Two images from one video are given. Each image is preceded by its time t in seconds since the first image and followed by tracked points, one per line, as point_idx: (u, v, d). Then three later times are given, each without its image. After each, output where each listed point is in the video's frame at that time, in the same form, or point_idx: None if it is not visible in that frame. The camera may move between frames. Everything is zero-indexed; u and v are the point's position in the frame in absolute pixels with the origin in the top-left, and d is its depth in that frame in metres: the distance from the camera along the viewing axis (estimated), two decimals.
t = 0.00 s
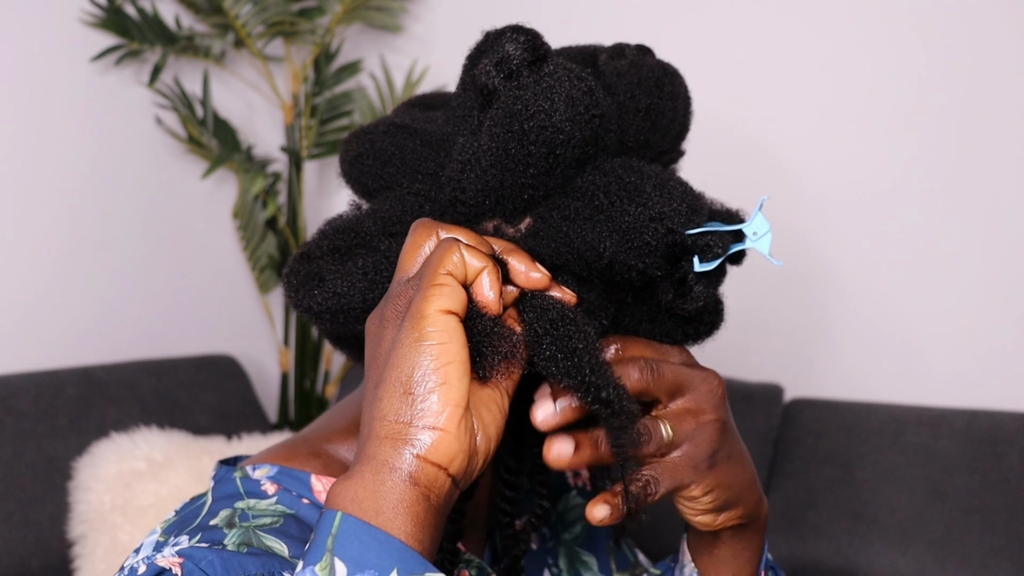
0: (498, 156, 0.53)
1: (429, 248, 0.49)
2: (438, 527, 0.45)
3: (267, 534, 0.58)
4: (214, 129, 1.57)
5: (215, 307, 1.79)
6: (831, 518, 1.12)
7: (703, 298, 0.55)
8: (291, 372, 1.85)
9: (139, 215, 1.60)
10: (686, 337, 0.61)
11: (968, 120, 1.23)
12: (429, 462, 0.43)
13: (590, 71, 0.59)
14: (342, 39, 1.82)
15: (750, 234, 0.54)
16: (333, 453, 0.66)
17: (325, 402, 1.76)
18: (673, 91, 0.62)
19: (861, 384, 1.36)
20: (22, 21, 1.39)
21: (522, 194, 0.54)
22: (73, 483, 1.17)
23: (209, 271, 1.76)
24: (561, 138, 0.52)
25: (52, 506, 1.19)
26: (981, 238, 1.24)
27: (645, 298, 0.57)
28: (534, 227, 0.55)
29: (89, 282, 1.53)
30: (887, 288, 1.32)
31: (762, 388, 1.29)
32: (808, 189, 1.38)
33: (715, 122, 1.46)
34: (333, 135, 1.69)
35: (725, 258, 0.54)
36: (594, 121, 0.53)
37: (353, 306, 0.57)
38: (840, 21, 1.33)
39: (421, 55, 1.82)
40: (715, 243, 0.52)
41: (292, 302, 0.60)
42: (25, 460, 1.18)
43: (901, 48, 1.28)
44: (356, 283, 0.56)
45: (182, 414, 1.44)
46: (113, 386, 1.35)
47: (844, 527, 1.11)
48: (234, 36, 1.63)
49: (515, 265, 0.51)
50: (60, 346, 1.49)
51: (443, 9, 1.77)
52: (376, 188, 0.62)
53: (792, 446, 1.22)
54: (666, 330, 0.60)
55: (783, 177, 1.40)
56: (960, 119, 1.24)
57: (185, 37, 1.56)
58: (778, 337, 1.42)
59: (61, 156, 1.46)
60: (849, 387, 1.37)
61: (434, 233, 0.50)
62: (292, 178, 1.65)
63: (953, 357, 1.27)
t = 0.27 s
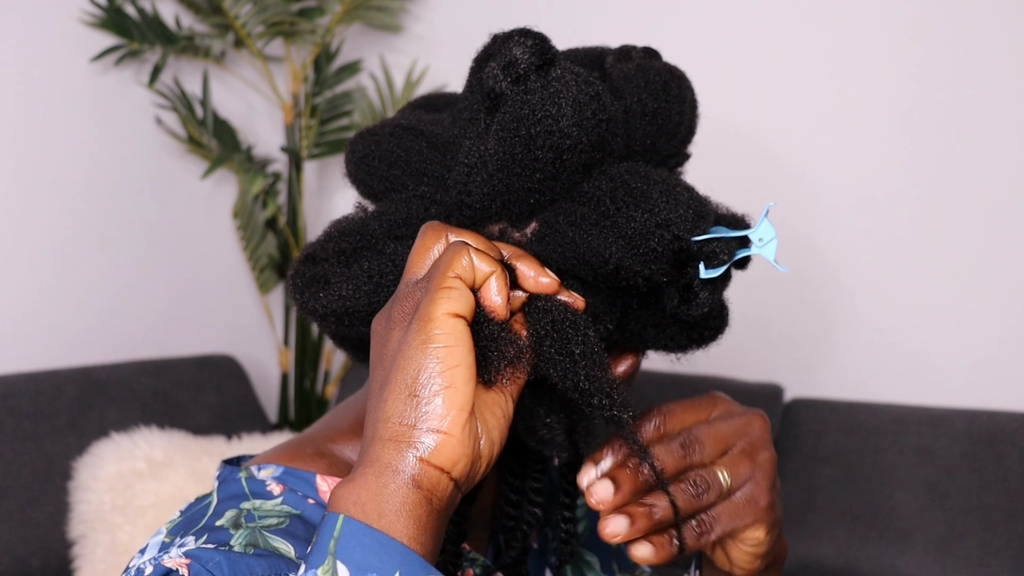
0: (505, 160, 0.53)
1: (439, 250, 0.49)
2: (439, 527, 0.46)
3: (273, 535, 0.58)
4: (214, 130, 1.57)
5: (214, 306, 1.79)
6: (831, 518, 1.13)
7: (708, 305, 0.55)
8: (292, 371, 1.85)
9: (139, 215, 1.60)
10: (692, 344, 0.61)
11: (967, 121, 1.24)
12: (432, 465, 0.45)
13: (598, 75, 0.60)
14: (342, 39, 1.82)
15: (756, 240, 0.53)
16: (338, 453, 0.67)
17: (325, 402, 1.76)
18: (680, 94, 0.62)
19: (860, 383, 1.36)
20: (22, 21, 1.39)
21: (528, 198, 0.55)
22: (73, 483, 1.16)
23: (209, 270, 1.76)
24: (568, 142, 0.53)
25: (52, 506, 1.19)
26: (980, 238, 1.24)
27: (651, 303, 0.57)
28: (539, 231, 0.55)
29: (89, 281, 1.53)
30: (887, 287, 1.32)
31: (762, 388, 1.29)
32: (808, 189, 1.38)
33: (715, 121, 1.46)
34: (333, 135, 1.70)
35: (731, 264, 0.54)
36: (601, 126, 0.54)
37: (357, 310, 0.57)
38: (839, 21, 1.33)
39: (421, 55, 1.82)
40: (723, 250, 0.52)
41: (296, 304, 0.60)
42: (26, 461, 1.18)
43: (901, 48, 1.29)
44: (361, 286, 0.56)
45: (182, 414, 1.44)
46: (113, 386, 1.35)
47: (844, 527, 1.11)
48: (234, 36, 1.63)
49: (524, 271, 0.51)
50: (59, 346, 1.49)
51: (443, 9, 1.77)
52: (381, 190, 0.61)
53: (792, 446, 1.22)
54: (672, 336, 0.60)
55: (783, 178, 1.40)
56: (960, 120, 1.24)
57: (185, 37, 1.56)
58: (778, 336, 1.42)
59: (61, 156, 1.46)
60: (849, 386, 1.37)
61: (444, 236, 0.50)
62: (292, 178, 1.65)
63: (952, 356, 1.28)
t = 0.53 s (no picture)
0: (490, 163, 0.52)
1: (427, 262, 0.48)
2: (422, 557, 0.43)
3: (263, 545, 0.57)
4: (213, 129, 1.57)
5: (215, 307, 1.79)
6: (832, 518, 1.12)
7: (702, 311, 0.53)
8: (292, 372, 1.85)
9: (139, 216, 1.60)
10: (686, 345, 0.60)
11: (967, 120, 1.24)
12: (414, 489, 0.42)
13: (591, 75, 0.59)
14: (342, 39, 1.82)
15: (752, 244, 0.51)
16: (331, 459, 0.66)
17: (325, 403, 1.76)
18: (676, 89, 0.61)
19: (861, 383, 1.36)
20: (23, 21, 1.39)
21: (516, 203, 0.54)
22: (73, 483, 1.16)
23: (209, 271, 1.76)
24: (556, 146, 0.51)
25: (52, 506, 1.19)
26: (981, 237, 1.24)
27: (643, 307, 0.56)
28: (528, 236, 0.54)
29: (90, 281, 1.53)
30: (888, 287, 1.32)
31: (762, 388, 1.29)
32: (809, 189, 1.38)
33: (716, 121, 1.46)
34: (334, 135, 1.70)
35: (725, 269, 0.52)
36: (591, 128, 0.52)
37: (345, 318, 0.56)
38: (839, 20, 1.33)
39: (421, 55, 1.82)
40: (715, 255, 0.50)
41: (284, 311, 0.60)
42: (25, 461, 1.18)
43: (902, 47, 1.28)
44: (347, 294, 0.56)
45: (182, 414, 1.44)
46: (113, 386, 1.35)
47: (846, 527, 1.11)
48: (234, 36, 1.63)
49: (515, 285, 0.50)
50: (60, 346, 1.49)
51: (443, 8, 1.77)
52: (371, 192, 0.60)
53: (793, 446, 1.21)
54: (666, 339, 0.59)
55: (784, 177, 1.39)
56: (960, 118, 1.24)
57: (185, 37, 1.56)
58: (780, 336, 1.42)
59: (61, 156, 1.46)
60: (850, 387, 1.37)
61: (433, 248, 0.49)
62: (292, 178, 1.65)
63: (954, 356, 1.27)
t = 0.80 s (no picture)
0: (523, 166, 0.51)
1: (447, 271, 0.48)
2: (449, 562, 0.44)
3: (275, 547, 0.57)
4: (214, 129, 1.57)
5: (214, 306, 1.79)
6: (831, 518, 1.13)
7: (716, 318, 0.54)
8: (292, 372, 1.86)
9: (138, 215, 1.60)
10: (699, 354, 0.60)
11: (967, 122, 1.24)
12: (441, 495, 0.42)
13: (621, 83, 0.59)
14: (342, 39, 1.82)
15: (774, 258, 0.53)
16: (340, 459, 0.66)
17: (325, 402, 1.76)
18: (703, 105, 0.60)
19: (861, 383, 1.36)
20: (23, 20, 1.38)
21: (544, 207, 0.53)
22: (73, 483, 1.16)
23: (209, 271, 1.76)
24: (589, 153, 0.51)
25: (52, 506, 1.19)
26: (981, 238, 1.24)
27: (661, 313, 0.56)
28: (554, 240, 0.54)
29: (89, 281, 1.52)
30: (887, 287, 1.32)
31: (763, 388, 1.29)
32: (809, 189, 1.38)
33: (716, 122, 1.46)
34: (333, 136, 1.70)
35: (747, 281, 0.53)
36: (623, 136, 0.52)
37: (367, 314, 0.55)
38: (839, 22, 1.34)
39: (421, 54, 1.82)
40: (740, 265, 0.51)
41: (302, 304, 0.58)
42: (26, 461, 1.18)
43: (902, 48, 1.29)
44: (370, 290, 0.54)
45: (182, 414, 1.44)
46: (113, 386, 1.35)
47: (845, 527, 1.11)
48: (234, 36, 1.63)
49: (534, 292, 0.49)
50: (59, 346, 1.49)
51: (444, 8, 1.77)
52: (394, 190, 0.60)
53: (793, 445, 1.22)
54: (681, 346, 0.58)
55: (784, 178, 1.40)
56: (961, 119, 1.24)
57: (185, 37, 1.56)
58: (781, 336, 1.42)
59: (60, 156, 1.46)
60: (850, 386, 1.37)
61: (452, 258, 0.48)
62: (292, 178, 1.64)
63: (953, 356, 1.28)
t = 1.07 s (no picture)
0: (536, 168, 0.51)
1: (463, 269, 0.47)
2: (473, 557, 0.43)
3: (283, 545, 0.58)
4: (214, 130, 1.58)
5: (215, 306, 1.79)
6: (830, 518, 1.13)
7: (727, 322, 0.54)
8: (292, 373, 1.86)
9: (139, 215, 1.60)
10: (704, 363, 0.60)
11: (964, 122, 1.25)
12: (464, 490, 0.41)
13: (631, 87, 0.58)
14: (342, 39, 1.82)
15: (784, 262, 0.52)
16: (347, 458, 0.65)
17: (325, 402, 1.77)
18: (713, 109, 0.60)
19: (861, 383, 1.36)
20: (24, 20, 1.39)
21: (556, 209, 0.53)
22: (74, 483, 1.17)
23: (209, 271, 1.76)
24: (602, 156, 0.51)
25: (53, 506, 1.19)
26: (980, 238, 1.25)
27: (670, 319, 0.56)
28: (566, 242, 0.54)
29: (89, 282, 1.53)
30: (886, 288, 1.33)
31: (762, 389, 1.30)
32: (808, 189, 1.38)
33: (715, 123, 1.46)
34: (333, 137, 1.70)
35: (757, 285, 0.53)
36: (635, 139, 0.52)
37: (379, 314, 0.56)
38: (837, 23, 1.34)
39: (421, 55, 1.82)
40: (750, 269, 0.51)
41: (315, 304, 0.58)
42: (26, 461, 1.18)
43: (900, 48, 1.29)
44: (382, 290, 0.55)
45: (182, 414, 1.44)
46: (113, 386, 1.35)
47: (844, 527, 1.12)
48: (234, 36, 1.63)
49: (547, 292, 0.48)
50: (60, 347, 1.49)
51: (444, 8, 1.78)
52: (406, 191, 0.59)
53: (792, 446, 1.22)
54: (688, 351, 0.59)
55: (783, 177, 1.40)
56: (960, 119, 1.25)
57: (185, 37, 1.57)
58: (781, 336, 1.42)
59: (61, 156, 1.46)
60: (849, 387, 1.37)
61: (467, 259, 0.47)
62: (292, 178, 1.65)
63: (951, 355, 1.28)
